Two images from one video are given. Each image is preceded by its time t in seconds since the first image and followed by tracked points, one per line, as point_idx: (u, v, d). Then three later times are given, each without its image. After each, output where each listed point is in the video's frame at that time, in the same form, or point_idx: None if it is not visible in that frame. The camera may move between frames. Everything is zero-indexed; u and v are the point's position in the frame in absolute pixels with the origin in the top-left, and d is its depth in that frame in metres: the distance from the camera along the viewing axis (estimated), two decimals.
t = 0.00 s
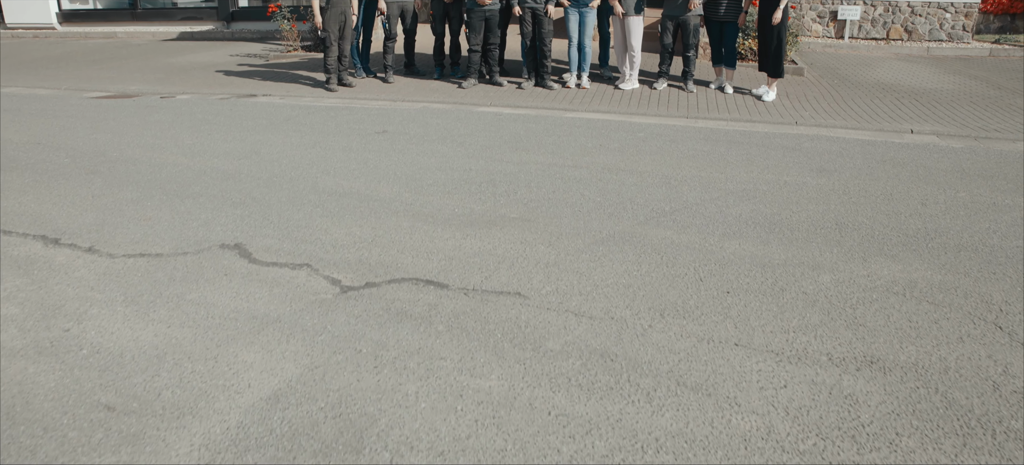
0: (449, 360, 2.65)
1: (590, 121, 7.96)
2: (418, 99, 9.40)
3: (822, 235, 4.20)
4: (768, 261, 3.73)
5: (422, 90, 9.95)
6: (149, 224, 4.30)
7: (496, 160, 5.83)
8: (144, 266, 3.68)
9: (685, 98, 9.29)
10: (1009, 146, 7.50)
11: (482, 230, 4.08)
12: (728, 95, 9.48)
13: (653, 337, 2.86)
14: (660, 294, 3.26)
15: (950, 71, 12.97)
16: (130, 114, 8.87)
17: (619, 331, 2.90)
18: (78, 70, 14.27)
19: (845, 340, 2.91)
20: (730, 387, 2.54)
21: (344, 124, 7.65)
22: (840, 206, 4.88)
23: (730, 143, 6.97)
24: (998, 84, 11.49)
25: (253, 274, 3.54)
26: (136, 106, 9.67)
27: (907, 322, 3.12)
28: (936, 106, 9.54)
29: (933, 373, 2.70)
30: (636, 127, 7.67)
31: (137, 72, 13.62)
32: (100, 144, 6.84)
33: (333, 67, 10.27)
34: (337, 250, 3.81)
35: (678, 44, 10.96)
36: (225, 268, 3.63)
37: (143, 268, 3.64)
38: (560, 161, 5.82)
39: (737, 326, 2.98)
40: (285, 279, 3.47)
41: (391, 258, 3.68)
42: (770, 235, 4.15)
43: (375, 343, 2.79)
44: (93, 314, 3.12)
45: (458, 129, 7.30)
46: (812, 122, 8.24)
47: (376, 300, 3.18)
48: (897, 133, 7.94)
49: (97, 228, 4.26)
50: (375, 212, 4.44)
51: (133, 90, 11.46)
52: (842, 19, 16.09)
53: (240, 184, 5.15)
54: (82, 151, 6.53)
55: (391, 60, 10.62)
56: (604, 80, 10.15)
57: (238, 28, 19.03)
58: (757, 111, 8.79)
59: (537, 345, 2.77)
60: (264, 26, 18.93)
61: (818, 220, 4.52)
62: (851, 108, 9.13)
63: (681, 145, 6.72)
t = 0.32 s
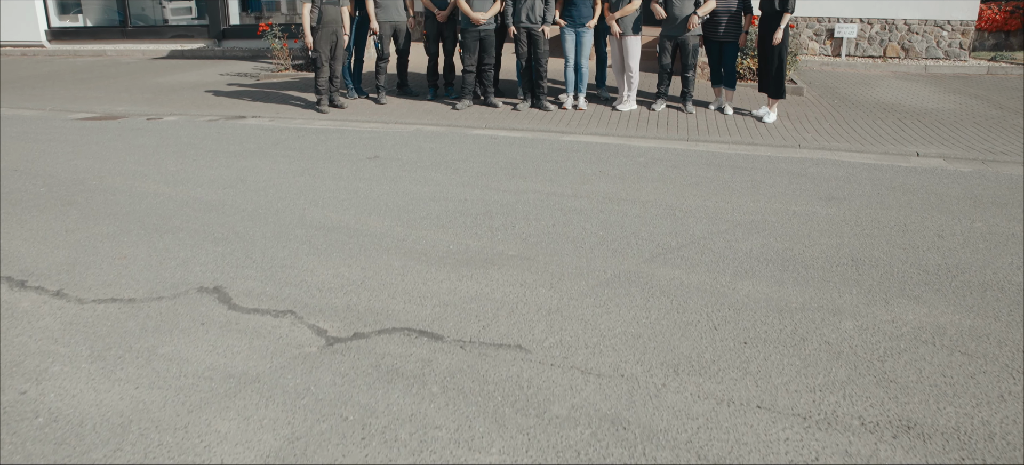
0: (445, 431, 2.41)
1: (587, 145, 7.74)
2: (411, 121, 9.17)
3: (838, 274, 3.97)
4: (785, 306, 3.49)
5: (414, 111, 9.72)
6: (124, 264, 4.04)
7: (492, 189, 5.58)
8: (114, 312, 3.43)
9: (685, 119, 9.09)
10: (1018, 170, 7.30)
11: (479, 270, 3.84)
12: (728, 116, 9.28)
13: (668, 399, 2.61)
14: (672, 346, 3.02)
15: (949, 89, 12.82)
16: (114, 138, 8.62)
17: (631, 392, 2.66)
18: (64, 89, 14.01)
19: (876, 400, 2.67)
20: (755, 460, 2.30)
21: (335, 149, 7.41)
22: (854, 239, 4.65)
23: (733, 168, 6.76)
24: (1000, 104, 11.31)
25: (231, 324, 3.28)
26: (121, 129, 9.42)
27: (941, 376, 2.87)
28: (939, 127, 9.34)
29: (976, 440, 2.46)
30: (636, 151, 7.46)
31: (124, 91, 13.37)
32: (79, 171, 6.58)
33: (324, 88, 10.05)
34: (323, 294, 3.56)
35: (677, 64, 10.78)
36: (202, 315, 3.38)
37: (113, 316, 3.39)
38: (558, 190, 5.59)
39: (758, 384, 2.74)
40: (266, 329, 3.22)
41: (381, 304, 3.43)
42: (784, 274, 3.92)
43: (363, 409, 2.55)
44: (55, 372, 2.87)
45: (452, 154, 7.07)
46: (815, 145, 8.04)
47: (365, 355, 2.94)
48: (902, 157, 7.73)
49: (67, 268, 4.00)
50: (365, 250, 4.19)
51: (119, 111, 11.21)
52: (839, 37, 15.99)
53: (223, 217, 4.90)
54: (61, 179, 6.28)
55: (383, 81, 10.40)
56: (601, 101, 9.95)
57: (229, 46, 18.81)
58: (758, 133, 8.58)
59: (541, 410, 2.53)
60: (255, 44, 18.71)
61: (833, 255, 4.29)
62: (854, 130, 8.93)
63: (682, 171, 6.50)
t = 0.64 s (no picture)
0: None
1: (585, 168, 7.49)
2: (402, 142, 8.91)
3: (859, 315, 3.71)
4: (806, 355, 3.22)
5: (405, 131, 9.45)
6: (90, 306, 3.75)
7: (487, 218, 5.32)
8: (73, 364, 3.13)
9: (683, 140, 8.85)
10: None
11: (473, 313, 3.56)
12: (728, 136, 9.06)
13: None
14: (688, 406, 2.75)
15: (949, 107, 12.64)
16: (93, 160, 8.32)
17: None
18: (47, 107, 13.69)
19: None
20: None
21: (322, 173, 7.13)
22: (870, 273, 4.40)
23: (736, 193, 6.51)
24: (1001, 122, 11.13)
25: (201, 379, 2.99)
26: (102, 150, 9.12)
27: (986, 441, 2.61)
28: (943, 147, 9.13)
29: None
30: (635, 174, 7.21)
31: (108, 109, 13.07)
32: (53, 198, 6.28)
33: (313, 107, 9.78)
34: (303, 343, 3.28)
35: (674, 82, 10.56)
36: (171, 367, 3.09)
37: (73, 369, 3.09)
38: (556, 218, 5.33)
39: (785, 454, 2.47)
40: (239, 385, 2.93)
41: (367, 355, 3.14)
42: (801, 316, 3.65)
43: None
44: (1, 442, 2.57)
45: (444, 178, 6.80)
46: (818, 167, 7.80)
47: (349, 419, 2.66)
48: (909, 179, 7.50)
49: (27, 312, 3.70)
50: (351, 289, 3.90)
51: (102, 130, 10.90)
52: (835, 53, 15.85)
53: (201, 251, 4.61)
54: (32, 207, 5.97)
55: (373, 100, 10.14)
56: (597, 120, 9.71)
57: (218, 62, 18.53)
58: (759, 154, 8.35)
59: None
60: (244, 60, 18.44)
61: (850, 293, 4.03)
62: (857, 150, 8.71)
63: (684, 196, 6.25)
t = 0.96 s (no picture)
0: None
1: (585, 191, 7.25)
2: (396, 162, 8.66)
3: (885, 359, 3.47)
4: (832, 408, 2.97)
5: (398, 151, 9.20)
6: (56, 351, 3.48)
7: (484, 247, 5.07)
8: (32, 422, 2.87)
9: (684, 161, 8.62)
10: None
11: (471, 359, 3.30)
12: (730, 157, 8.84)
13: None
14: None
15: (951, 124, 12.48)
16: (75, 182, 8.05)
17: None
18: (33, 124, 13.40)
19: None
20: None
21: (313, 196, 6.87)
22: (891, 309, 4.16)
23: (743, 218, 6.28)
24: (1005, 140, 10.95)
25: (172, 440, 2.73)
26: (85, 171, 8.84)
27: None
28: (949, 167, 8.93)
29: None
30: (637, 197, 6.98)
31: (96, 127, 12.79)
32: (29, 224, 6.00)
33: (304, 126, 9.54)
34: (287, 394, 3.02)
35: (674, 101, 10.36)
36: (139, 425, 2.83)
37: (31, 429, 2.83)
38: (557, 247, 5.09)
39: None
40: (214, 447, 2.67)
41: (354, 410, 2.88)
42: (823, 361, 3.41)
43: None
44: None
45: (439, 202, 6.55)
46: (824, 189, 7.59)
47: None
48: (918, 202, 7.30)
49: None
50: (339, 331, 3.64)
51: (87, 149, 10.62)
52: (834, 70, 15.71)
53: (180, 286, 4.35)
54: (7, 234, 5.70)
55: (366, 118, 9.90)
56: (595, 140, 9.48)
57: (209, 78, 18.29)
58: (763, 175, 8.13)
59: None
60: (236, 76, 18.21)
61: (872, 333, 3.79)
62: (863, 171, 8.50)
63: (689, 222, 6.02)
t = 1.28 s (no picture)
0: None
1: (587, 216, 7.01)
2: (391, 185, 8.40)
3: (923, 413, 3.21)
4: None
5: (392, 174, 8.93)
6: (17, 407, 3.18)
7: (485, 282, 4.82)
8: None
9: (687, 184, 8.37)
10: None
11: (474, 418, 3.03)
12: (734, 179, 8.61)
13: None
14: None
15: (956, 143, 12.28)
16: (57, 206, 7.75)
17: None
18: (18, 144, 13.08)
19: None
20: None
21: (304, 223, 6.60)
22: (920, 351, 3.91)
23: (753, 246, 6.04)
24: (1012, 160, 10.77)
25: None
26: (69, 194, 8.55)
27: None
28: (959, 189, 8.71)
29: None
30: (641, 224, 6.74)
31: (83, 147, 12.49)
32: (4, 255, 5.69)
33: (296, 147, 9.28)
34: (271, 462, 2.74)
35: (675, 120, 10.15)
36: None
37: None
38: (562, 281, 4.85)
39: None
40: None
41: None
42: (856, 416, 3.15)
43: None
44: None
45: (436, 230, 6.29)
46: (834, 214, 7.36)
47: None
48: (931, 228, 7.08)
49: None
50: (329, 383, 3.36)
51: (72, 170, 10.32)
52: (833, 87, 15.56)
53: (159, 327, 4.06)
54: None
55: (360, 139, 9.63)
56: (595, 162, 9.23)
57: (202, 95, 18.03)
58: (769, 199, 7.89)
59: None
60: (229, 93, 17.96)
61: (903, 380, 3.54)
62: (871, 194, 8.29)
63: (697, 252, 5.78)
